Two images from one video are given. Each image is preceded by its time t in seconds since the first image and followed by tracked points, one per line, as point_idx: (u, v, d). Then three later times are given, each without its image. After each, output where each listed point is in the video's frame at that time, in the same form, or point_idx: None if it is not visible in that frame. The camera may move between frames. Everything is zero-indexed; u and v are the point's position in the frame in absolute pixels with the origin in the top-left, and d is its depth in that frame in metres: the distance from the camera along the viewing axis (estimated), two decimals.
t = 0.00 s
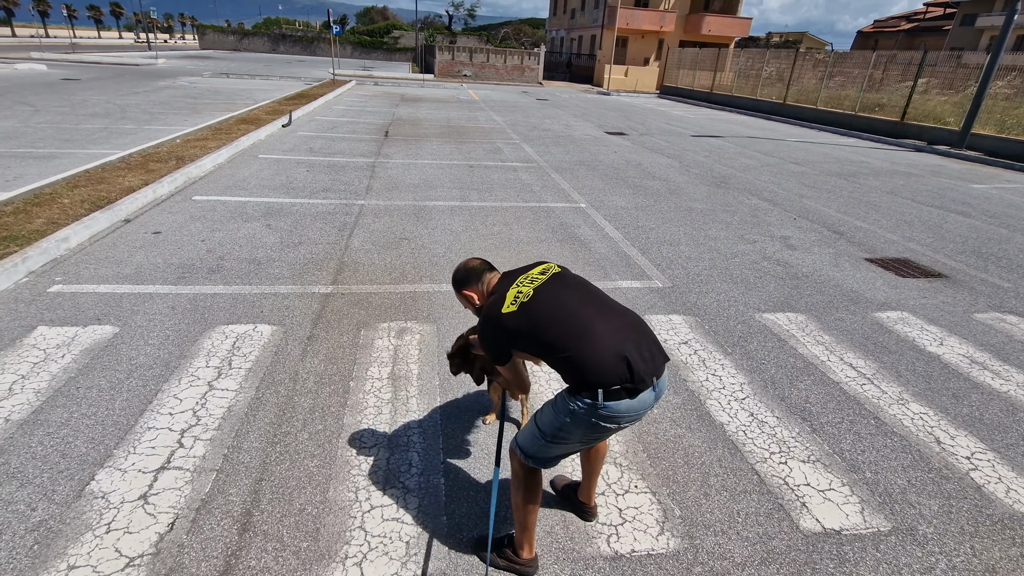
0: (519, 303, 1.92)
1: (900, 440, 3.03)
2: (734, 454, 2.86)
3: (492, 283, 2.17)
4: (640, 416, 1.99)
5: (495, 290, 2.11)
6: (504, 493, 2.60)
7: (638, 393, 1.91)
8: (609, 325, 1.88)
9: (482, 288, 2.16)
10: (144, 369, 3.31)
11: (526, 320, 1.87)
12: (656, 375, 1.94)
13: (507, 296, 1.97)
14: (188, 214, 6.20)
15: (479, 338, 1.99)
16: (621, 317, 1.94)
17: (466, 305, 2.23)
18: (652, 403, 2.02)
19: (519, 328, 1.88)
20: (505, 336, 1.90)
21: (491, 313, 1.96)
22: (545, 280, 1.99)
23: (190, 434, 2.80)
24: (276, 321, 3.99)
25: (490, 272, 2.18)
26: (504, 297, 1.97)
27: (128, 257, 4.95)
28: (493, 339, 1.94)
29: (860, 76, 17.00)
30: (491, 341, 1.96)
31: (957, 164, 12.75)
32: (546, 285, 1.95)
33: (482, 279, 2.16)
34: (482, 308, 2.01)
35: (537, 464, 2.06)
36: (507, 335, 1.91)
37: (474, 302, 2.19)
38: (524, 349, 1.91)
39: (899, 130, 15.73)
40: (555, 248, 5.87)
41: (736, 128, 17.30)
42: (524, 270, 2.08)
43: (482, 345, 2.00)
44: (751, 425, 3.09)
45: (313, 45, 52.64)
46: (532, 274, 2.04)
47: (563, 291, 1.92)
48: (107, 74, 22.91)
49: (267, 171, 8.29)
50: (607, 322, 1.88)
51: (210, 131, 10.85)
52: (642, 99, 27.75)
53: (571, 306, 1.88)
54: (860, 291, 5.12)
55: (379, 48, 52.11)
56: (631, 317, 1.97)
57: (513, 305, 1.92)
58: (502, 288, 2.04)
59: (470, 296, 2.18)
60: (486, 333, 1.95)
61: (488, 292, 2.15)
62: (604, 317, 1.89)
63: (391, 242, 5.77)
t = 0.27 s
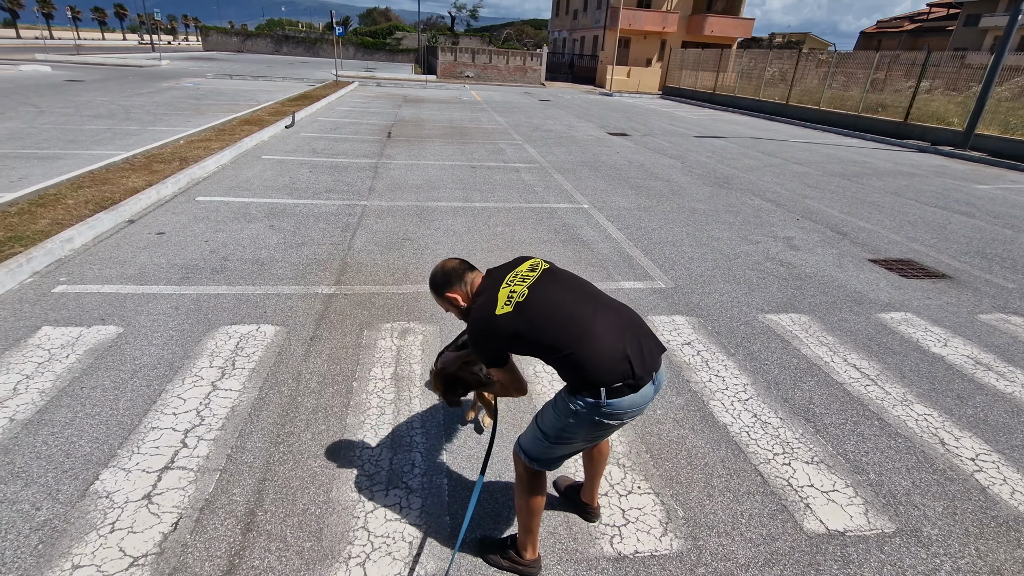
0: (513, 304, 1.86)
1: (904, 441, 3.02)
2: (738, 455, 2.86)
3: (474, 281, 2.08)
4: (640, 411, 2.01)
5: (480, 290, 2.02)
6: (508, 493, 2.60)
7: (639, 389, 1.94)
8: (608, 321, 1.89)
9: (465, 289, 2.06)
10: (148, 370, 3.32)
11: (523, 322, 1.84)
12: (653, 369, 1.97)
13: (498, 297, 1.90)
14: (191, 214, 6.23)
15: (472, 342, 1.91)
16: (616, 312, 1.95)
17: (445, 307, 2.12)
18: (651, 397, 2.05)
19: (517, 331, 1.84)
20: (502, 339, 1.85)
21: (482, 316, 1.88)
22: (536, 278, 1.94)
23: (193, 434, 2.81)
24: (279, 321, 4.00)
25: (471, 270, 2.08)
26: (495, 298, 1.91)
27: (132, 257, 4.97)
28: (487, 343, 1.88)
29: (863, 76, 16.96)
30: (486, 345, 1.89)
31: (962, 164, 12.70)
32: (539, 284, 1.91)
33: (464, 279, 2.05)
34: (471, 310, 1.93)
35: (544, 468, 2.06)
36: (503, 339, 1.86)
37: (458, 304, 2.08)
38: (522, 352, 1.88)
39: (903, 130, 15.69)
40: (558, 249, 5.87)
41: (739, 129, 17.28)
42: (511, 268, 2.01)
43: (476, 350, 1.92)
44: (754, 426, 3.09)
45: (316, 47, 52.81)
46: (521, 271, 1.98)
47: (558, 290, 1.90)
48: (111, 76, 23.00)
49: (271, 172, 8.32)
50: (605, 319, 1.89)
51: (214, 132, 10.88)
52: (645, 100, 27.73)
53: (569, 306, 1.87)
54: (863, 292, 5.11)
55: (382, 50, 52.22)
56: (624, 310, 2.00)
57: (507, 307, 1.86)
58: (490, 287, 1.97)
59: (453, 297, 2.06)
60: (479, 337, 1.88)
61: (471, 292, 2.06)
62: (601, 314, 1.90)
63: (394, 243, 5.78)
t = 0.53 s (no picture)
0: (507, 318, 1.85)
1: (910, 444, 3.01)
2: (742, 457, 2.85)
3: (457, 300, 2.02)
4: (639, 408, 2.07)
5: (466, 307, 1.98)
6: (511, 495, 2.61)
7: (640, 385, 1.98)
8: (603, 322, 1.91)
9: (450, 308, 1.99)
10: (154, 369, 3.34)
11: (521, 335, 1.83)
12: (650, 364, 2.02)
13: (489, 312, 1.87)
14: (197, 215, 6.27)
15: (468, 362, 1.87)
16: (609, 312, 1.98)
17: (428, 327, 2.03)
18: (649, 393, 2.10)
19: (516, 344, 1.83)
20: (500, 355, 1.82)
21: (475, 335, 1.85)
22: (523, 289, 1.93)
23: (199, 434, 2.83)
24: (284, 322, 4.02)
25: (452, 288, 2.02)
26: (486, 315, 1.88)
27: (138, 257, 5.00)
28: (485, 361, 1.85)
29: (869, 77, 16.90)
30: (483, 363, 1.86)
31: (968, 166, 12.63)
32: (528, 294, 1.91)
33: (445, 299, 1.99)
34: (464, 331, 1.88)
35: (545, 468, 2.08)
36: (502, 354, 1.84)
37: (443, 325, 2.01)
38: (521, 364, 1.87)
39: (909, 132, 15.61)
40: (562, 250, 5.87)
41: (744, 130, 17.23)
42: (494, 281, 1.99)
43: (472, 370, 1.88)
44: (758, 428, 3.08)
45: (321, 48, 53.03)
46: (506, 284, 1.97)
47: (549, 298, 1.90)
48: (118, 77, 23.16)
49: (276, 173, 8.36)
50: (599, 319, 1.91)
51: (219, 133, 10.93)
52: (649, 101, 27.70)
53: (563, 312, 1.88)
54: (869, 294, 5.09)
55: (387, 51, 52.35)
56: (615, 309, 2.03)
57: (501, 321, 1.84)
58: (478, 303, 1.93)
59: (438, 317, 1.98)
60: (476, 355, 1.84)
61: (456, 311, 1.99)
62: (595, 315, 1.92)
63: (399, 244, 5.80)
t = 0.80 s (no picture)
0: (511, 343, 1.87)
1: (916, 445, 2.99)
2: (747, 457, 2.85)
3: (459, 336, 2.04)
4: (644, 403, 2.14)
5: (468, 341, 2.00)
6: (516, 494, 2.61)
7: (647, 378, 2.04)
8: (603, 327, 1.95)
9: (453, 346, 2.01)
10: (161, 367, 3.37)
11: (527, 356, 1.85)
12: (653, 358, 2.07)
13: (492, 341, 1.90)
14: (204, 214, 6.30)
15: (480, 394, 1.90)
16: (606, 314, 2.02)
17: (437, 369, 2.05)
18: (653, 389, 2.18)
19: (524, 367, 1.85)
20: (511, 382, 1.85)
21: (483, 368, 1.87)
22: (519, 313, 1.97)
23: (206, 431, 2.85)
24: (290, 321, 4.03)
25: (450, 325, 2.04)
26: (489, 344, 1.90)
27: (145, 256, 5.03)
28: (497, 390, 1.87)
29: (875, 76, 16.79)
30: (496, 392, 1.88)
31: (977, 165, 12.53)
32: (525, 316, 1.94)
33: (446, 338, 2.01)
34: (471, 364, 1.90)
35: (549, 460, 2.11)
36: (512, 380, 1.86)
37: (450, 363, 2.03)
38: (533, 383, 1.90)
39: (916, 131, 15.51)
40: (566, 250, 5.87)
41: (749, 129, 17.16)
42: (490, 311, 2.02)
43: (486, 402, 1.90)
44: (763, 428, 3.07)
45: (327, 47, 53.16)
46: (501, 312, 2.00)
47: (546, 315, 1.94)
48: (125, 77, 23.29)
49: (282, 172, 8.39)
50: (599, 323, 1.95)
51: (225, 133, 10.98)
52: (655, 100, 27.62)
53: (563, 324, 1.91)
54: (875, 294, 5.06)
55: (392, 50, 52.39)
56: (611, 313, 2.07)
57: (505, 347, 1.87)
58: (478, 334, 1.95)
59: (444, 357, 1.99)
60: (488, 386, 1.86)
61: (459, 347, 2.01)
62: (593, 321, 1.96)
63: (404, 243, 5.81)
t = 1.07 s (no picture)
0: (517, 340, 1.89)
1: (922, 446, 2.98)
2: (752, 457, 2.84)
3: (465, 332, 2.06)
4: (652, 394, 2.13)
5: (475, 338, 2.02)
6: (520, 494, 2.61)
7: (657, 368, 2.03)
8: (609, 320, 1.96)
9: (460, 341, 2.03)
10: (168, 367, 3.39)
11: (533, 352, 1.87)
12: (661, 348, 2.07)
13: (499, 338, 1.92)
14: (209, 215, 6.32)
15: (490, 390, 1.93)
16: (611, 307, 2.02)
17: (444, 364, 2.08)
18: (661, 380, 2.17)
19: (531, 363, 1.87)
20: (519, 378, 1.88)
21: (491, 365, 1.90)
22: (524, 309, 1.97)
23: (212, 431, 2.86)
24: (295, 321, 4.05)
25: (458, 321, 2.06)
26: (496, 341, 1.92)
27: (152, 257, 5.06)
28: (506, 386, 1.90)
29: (881, 75, 16.72)
30: (504, 389, 1.91)
31: (984, 164, 12.45)
32: (530, 311, 1.95)
33: (452, 334, 2.02)
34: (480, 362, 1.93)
35: (565, 461, 2.07)
36: (520, 376, 1.89)
37: (457, 358, 2.05)
38: (541, 379, 1.92)
39: (923, 130, 15.43)
40: (570, 250, 5.87)
41: (754, 129, 17.11)
42: (495, 309, 2.03)
43: (496, 398, 1.94)
44: (768, 428, 3.07)
45: (331, 48, 53.31)
46: (506, 308, 2.01)
47: (551, 311, 1.95)
48: (131, 79, 23.42)
49: (287, 173, 8.42)
50: (604, 317, 1.96)
51: (231, 133, 11.04)
52: (659, 100, 27.58)
53: (568, 319, 1.92)
54: (881, 294, 5.04)
55: (396, 51, 52.47)
56: (615, 305, 2.07)
57: (512, 344, 1.89)
58: (485, 330, 1.98)
59: (450, 352, 2.02)
60: (497, 382, 1.89)
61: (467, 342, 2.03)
62: (599, 314, 1.97)
63: (408, 243, 5.83)
